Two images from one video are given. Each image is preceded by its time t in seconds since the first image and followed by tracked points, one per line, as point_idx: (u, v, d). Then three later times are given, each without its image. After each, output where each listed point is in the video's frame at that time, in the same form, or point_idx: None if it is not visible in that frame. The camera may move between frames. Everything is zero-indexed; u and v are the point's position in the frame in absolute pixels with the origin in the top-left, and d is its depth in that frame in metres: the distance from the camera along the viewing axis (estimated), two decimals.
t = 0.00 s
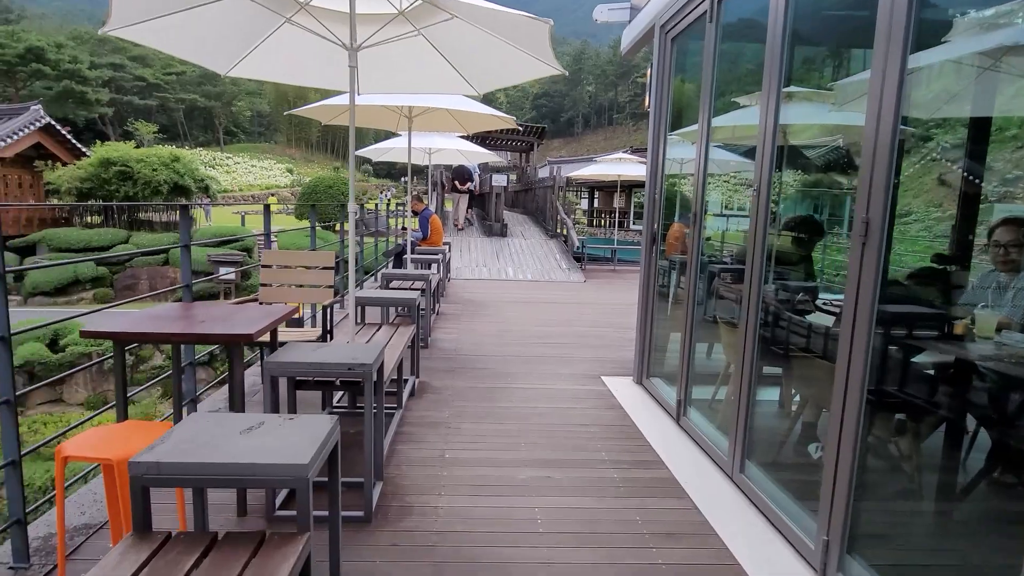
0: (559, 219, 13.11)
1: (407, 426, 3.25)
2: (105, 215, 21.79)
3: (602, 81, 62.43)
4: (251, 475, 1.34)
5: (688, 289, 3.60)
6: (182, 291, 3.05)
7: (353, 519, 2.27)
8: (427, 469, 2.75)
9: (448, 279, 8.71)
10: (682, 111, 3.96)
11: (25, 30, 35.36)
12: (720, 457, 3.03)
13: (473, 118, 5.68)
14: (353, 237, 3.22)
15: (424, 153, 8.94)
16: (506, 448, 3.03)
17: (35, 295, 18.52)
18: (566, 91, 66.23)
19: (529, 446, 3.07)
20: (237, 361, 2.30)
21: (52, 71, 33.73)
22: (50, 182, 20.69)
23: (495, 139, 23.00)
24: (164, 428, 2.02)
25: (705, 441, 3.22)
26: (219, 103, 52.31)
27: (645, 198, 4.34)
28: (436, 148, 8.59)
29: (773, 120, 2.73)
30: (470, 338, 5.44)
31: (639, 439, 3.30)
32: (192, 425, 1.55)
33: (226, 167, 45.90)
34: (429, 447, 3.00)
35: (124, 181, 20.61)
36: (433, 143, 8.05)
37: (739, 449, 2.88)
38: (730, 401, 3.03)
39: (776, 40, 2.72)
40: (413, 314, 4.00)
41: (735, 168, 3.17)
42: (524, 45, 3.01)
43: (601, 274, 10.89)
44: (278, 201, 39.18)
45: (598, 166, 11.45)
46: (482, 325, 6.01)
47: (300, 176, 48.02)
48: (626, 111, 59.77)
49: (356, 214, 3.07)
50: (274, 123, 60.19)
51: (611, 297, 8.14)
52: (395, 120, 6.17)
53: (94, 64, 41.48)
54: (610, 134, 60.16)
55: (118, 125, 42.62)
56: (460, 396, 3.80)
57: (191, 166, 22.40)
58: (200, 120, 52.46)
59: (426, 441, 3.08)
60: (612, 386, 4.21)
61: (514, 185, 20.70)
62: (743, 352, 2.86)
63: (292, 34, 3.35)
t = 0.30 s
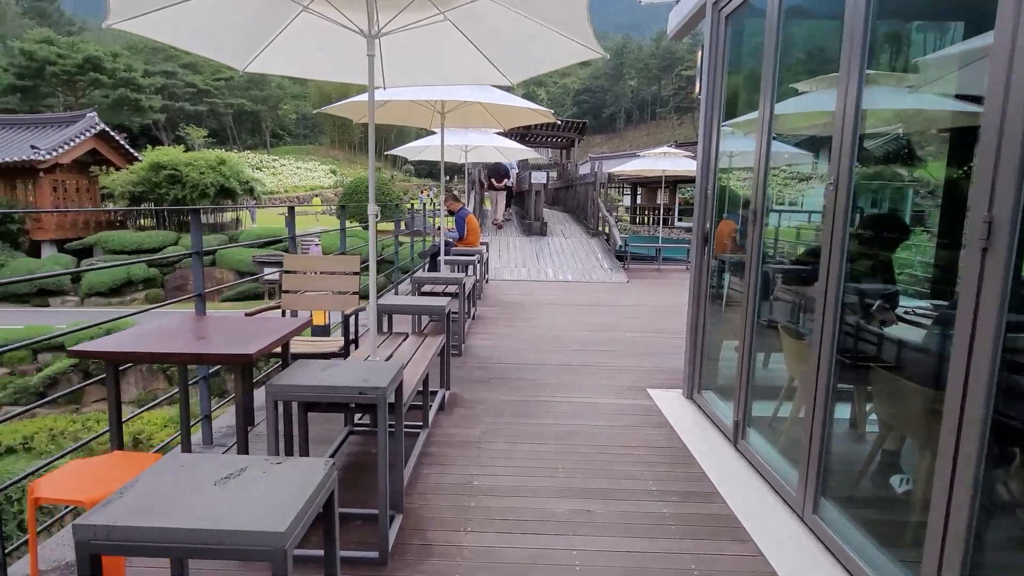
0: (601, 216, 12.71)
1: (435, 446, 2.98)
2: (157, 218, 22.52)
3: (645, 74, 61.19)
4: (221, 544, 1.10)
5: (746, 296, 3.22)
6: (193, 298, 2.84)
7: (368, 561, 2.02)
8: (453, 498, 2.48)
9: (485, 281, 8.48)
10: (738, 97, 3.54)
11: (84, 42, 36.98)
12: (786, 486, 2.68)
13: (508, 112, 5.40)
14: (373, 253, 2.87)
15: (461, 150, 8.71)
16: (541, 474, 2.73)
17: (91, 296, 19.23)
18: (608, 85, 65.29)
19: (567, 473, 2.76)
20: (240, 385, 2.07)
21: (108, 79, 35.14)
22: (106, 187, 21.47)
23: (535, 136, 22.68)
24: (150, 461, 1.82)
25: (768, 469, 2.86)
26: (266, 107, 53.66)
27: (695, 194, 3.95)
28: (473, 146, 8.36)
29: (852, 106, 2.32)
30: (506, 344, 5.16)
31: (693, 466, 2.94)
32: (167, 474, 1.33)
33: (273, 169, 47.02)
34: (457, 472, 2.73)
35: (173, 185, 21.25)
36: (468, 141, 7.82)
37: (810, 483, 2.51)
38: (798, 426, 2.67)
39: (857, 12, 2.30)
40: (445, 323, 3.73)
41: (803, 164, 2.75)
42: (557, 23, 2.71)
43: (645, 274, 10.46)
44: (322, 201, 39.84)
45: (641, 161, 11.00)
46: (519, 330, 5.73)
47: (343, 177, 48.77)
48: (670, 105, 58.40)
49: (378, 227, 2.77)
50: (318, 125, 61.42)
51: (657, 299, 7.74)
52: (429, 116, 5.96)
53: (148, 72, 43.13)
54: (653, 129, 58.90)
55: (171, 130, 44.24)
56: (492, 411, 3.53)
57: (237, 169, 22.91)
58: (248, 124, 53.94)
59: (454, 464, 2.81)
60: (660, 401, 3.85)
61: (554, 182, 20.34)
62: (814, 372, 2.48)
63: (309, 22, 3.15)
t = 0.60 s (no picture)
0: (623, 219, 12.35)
1: (435, 472, 2.71)
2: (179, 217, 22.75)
3: (668, 75, 60.50)
4: None
5: (783, 312, 2.87)
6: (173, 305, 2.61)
7: None
8: (452, 538, 2.20)
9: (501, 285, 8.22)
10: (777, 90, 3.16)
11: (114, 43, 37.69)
12: (832, 532, 2.35)
13: (523, 108, 5.13)
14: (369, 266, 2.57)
15: (477, 150, 8.44)
16: (551, 510, 2.44)
17: (113, 293, 19.44)
18: (631, 86, 64.67)
19: (580, 509, 2.47)
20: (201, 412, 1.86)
21: (136, 80, 35.77)
22: (129, 185, 21.72)
23: (555, 136, 22.39)
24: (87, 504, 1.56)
25: (810, 510, 2.53)
26: (290, 107, 54.18)
27: (726, 196, 3.59)
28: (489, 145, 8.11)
29: (919, 101, 1.95)
30: (519, 354, 4.88)
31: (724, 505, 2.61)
32: (76, 543, 1.07)
33: (295, 169, 47.43)
34: (458, 505, 2.45)
35: (195, 184, 21.42)
36: (484, 140, 7.56)
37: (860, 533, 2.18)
38: (846, 465, 2.33)
39: None
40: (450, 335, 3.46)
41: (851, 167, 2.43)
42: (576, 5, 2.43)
43: (667, 280, 10.10)
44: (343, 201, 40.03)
45: (665, 162, 10.64)
46: (534, 338, 5.44)
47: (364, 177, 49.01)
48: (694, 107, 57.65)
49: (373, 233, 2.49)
50: (341, 125, 61.87)
51: (680, 307, 7.39)
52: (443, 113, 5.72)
53: (175, 73, 43.85)
54: (676, 131, 58.22)
55: (196, 130, 44.97)
56: (501, 431, 3.24)
57: (258, 169, 23.04)
58: (272, 124, 54.51)
59: (455, 495, 2.53)
60: (685, 422, 3.52)
61: (575, 184, 20.04)
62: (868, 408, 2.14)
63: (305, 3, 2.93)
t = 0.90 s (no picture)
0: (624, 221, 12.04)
1: (411, 506, 2.39)
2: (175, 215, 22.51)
3: (671, 77, 60.14)
4: None
5: (807, 330, 2.54)
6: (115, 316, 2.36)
7: None
8: None
9: (497, 288, 7.91)
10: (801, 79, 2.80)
11: (113, 40, 37.51)
12: None
13: (519, 102, 4.83)
14: (338, 279, 2.33)
15: (475, 147, 8.11)
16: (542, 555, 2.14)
17: (106, 293, 19.18)
18: (633, 87, 64.43)
19: (574, 553, 2.16)
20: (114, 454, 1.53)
21: (134, 77, 35.49)
22: (124, 183, 21.45)
23: (556, 137, 22.10)
24: None
25: (842, 560, 2.19)
26: (290, 106, 54.01)
27: (741, 198, 3.22)
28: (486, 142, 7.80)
29: (991, 90, 1.59)
30: (514, 363, 4.57)
31: (742, 550, 2.28)
32: None
33: (296, 169, 47.22)
34: (436, 548, 2.13)
35: (191, 182, 21.18)
36: (480, 137, 7.24)
37: None
38: (889, 514, 2.00)
39: None
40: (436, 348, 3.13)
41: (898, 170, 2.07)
42: None
43: (670, 284, 9.79)
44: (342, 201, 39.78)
45: (669, 163, 10.33)
46: (530, 347, 5.13)
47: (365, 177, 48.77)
48: (696, 109, 57.29)
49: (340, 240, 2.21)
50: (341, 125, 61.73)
51: (683, 313, 7.08)
52: (434, 106, 5.40)
53: (175, 70, 43.65)
54: (678, 133, 57.96)
55: (195, 128, 44.85)
56: (489, 454, 2.94)
57: (254, 167, 22.77)
58: (272, 123, 54.36)
59: (433, 536, 2.21)
60: (693, 445, 3.19)
61: (575, 185, 19.75)
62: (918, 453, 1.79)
63: None
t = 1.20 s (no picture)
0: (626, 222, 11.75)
1: (385, 550, 2.11)
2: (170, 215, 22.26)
3: (672, 77, 59.86)
4: None
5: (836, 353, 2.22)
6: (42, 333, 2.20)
7: None
8: None
9: (493, 292, 7.63)
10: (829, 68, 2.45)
11: (111, 38, 37.36)
12: None
13: (515, 97, 4.54)
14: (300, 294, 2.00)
15: (472, 145, 7.80)
16: None
17: (100, 293, 18.92)
18: (634, 87, 64.21)
19: None
20: None
21: (132, 75, 35.25)
22: (119, 182, 21.18)
23: (556, 136, 21.85)
24: None
25: None
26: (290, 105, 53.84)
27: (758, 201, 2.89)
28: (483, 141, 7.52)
29: None
30: (508, 376, 4.28)
31: None
32: None
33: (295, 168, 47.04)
34: None
35: (187, 181, 20.96)
36: (477, 135, 6.95)
37: None
38: None
39: None
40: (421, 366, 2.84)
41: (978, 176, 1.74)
42: None
43: (672, 287, 9.52)
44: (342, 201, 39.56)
45: (672, 163, 10.05)
46: (527, 357, 4.84)
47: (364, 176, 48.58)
48: (698, 109, 57.03)
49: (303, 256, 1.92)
50: (341, 125, 61.61)
51: (687, 319, 6.80)
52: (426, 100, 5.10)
53: (173, 68, 43.48)
54: (680, 134, 57.74)
55: (194, 127, 44.72)
56: (477, 484, 2.65)
57: (251, 166, 22.52)
58: (272, 122, 54.22)
59: None
60: (704, 473, 2.89)
61: (575, 185, 19.49)
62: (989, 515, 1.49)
63: None
